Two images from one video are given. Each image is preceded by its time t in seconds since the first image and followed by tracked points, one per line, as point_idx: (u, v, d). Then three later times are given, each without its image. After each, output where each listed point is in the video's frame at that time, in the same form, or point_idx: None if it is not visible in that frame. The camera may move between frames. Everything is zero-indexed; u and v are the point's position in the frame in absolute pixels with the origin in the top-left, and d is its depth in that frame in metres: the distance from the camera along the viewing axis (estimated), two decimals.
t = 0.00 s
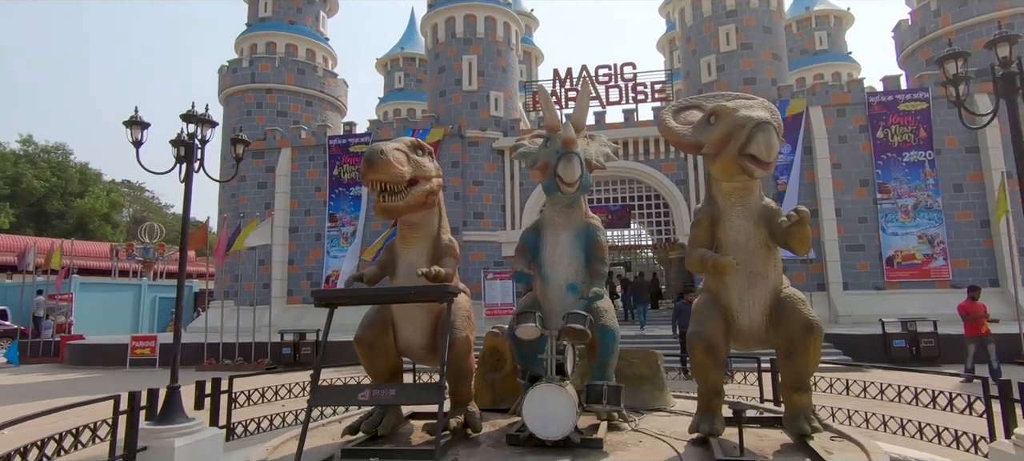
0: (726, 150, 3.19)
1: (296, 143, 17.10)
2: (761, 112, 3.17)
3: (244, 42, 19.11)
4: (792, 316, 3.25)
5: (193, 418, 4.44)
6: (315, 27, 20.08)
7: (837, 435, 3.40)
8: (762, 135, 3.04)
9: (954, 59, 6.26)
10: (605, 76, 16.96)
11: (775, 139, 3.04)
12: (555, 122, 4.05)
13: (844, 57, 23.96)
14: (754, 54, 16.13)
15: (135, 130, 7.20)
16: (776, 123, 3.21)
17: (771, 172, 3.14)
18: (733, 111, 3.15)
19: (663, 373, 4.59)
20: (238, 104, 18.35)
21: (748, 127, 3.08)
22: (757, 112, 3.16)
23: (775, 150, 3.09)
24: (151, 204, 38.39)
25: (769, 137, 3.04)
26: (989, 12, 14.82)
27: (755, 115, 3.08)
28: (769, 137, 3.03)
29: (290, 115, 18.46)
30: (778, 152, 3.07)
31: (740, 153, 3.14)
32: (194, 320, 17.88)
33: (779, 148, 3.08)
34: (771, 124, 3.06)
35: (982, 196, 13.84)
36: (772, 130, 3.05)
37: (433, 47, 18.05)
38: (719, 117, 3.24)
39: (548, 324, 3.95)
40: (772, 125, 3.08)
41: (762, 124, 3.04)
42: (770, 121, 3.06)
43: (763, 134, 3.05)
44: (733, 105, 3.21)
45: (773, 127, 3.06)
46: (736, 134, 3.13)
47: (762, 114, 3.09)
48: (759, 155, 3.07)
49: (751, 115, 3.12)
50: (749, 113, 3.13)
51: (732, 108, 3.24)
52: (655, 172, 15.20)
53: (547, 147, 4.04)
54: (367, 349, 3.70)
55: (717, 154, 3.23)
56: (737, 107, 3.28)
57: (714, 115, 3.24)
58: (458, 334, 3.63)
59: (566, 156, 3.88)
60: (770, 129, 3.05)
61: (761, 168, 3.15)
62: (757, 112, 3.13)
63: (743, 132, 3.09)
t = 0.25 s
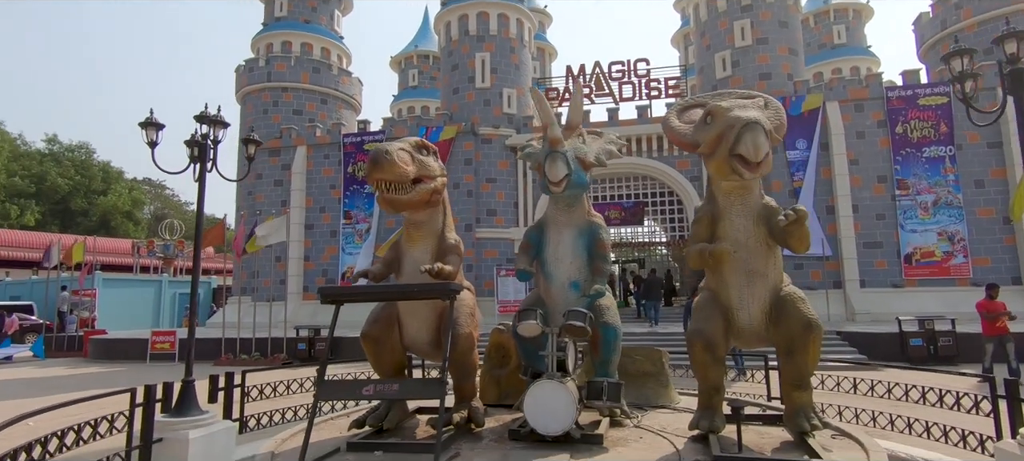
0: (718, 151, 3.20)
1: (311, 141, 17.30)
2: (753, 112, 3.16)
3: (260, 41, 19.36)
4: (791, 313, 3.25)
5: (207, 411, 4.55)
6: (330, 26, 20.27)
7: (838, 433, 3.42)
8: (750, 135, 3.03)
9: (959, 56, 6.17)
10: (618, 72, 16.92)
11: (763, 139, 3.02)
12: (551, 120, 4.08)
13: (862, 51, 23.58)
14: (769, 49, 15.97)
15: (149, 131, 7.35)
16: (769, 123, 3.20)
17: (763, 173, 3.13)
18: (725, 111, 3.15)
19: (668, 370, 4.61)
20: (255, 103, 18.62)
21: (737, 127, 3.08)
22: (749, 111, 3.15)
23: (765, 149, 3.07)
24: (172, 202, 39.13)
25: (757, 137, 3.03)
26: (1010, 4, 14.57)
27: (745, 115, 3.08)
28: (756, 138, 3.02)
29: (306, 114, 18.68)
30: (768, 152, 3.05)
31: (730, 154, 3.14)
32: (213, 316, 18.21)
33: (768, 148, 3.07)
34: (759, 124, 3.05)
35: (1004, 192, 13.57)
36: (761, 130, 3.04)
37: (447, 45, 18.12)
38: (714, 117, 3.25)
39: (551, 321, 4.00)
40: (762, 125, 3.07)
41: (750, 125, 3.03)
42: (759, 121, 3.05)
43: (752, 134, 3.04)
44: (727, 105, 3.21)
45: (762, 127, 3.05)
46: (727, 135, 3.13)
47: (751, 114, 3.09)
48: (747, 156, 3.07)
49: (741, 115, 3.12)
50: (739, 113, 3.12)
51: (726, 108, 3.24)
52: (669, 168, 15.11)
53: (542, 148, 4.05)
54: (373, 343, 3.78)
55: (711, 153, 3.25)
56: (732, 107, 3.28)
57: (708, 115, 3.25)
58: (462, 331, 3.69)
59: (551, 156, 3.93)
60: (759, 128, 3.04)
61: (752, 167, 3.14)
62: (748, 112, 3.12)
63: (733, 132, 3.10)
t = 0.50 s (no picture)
0: (702, 154, 3.20)
1: (323, 140, 17.45)
2: (736, 114, 3.14)
3: (273, 42, 19.56)
4: (786, 314, 3.24)
5: (214, 407, 4.63)
6: (341, 26, 20.41)
7: (836, 434, 3.41)
8: (726, 139, 3.03)
9: (962, 54, 6.09)
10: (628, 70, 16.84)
11: (740, 142, 3.01)
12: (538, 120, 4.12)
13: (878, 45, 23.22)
14: (782, 44, 15.81)
15: (157, 133, 7.45)
16: (753, 124, 3.18)
17: (745, 175, 3.11)
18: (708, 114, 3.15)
19: (669, 369, 4.61)
20: (268, 103, 18.82)
21: (717, 131, 3.08)
22: (732, 114, 3.14)
23: (744, 152, 3.06)
24: (189, 201, 39.74)
25: (733, 140, 3.01)
26: None
27: (724, 118, 3.07)
28: (732, 141, 3.01)
29: (317, 113, 18.84)
30: (746, 154, 3.04)
31: (711, 157, 3.14)
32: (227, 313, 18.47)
33: (747, 150, 3.05)
34: (737, 127, 3.03)
35: None
36: (739, 133, 3.02)
37: (457, 43, 18.16)
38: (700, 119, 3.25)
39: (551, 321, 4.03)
40: (741, 128, 3.05)
41: (726, 128, 3.02)
42: (737, 124, 3.04)
43: (730, 137, 3.03)
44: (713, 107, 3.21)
45: (740, 130, 3.03)
46: (708, 138, 3.14)
47: (730, 117, 3.07)
48: (725, 159, 3.06)
49: (721, 118, 3.11)
50: (720, 115, 3.12)
51: (712, 110, 3.24)
52: (680, 165, 15.01)
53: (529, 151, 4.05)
54: (373, 343, 3.83)
55: (697, 156, 3.25)
56: (719, 108, 3.26)
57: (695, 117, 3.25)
58: (461, 331, 3.73)
59: (536, 156, 4.03)
60: (737, 131, 3.02)
61: (734, 170, 3.13)
62: (729, 115, 3.11)
63: (712, 136, 3.09)
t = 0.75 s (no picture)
0: (689, 152, 3.17)
1: (332, 142, 17.56)
2: (722, 112, 3.10)
3: (282, 45, 19.72)
4: (781, 313, 3.19)
5: (214, 408, 4.67)
6: (350, 28, 20.53)
7: (835, 435, 3.36)
8: (708, 138, 2.99)
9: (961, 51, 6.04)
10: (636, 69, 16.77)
11: (723, 140, 2.98)
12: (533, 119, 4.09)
13: (891, 42, 22.92)
14: (791, 42, 15.65)
15: (159, 136, 7.52)
16: (740, 121, 3.13)
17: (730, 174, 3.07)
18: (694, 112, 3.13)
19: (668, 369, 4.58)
20: (277, 106, 18.97)
21: (700, 129, 3.05)
22: (717, 112, 3.10)
23: (727, 150, 3.02)
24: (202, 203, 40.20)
25: (716, 138, 2.98)
26: None
27: (707, 116, 3.04)
28: (715, 139, 2.98)
29: (326, 115, 18.94)
30: (729, 153, 3.00)
31: (695, 156, 3.12)
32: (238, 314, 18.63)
33: (730, 149, 3.01)
34: (720, 125, 2.99)
35: None
36: (722, 132, 2.98)
37: (464, 44, 18.18)
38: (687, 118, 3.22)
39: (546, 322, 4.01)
40: (725, 125, 3.01)
41: (709, 127, 2.99)
42: (720, 122, 3.00)
43: (713, 135, 3.00)
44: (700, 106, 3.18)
45: (723, 128, 2.99)
46: (692, 137, 3.11)
47: (714, 115, 3.04)
48: (708, 158, 3.03)
49: (706, 116, 3.08)
50: (706, 115, 3.08)
51: (699, 109, 3.21)
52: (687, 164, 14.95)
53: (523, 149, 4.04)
54: (367, 343, 3.85)
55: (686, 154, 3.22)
56: (707, 107, 3.23)
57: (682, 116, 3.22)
58: (454, 331, 3.72)
59: (527, 157, 4.02)
60: (720, 130, 2.99)
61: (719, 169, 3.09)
62: (714, 113, 3.07)
63: (696, 134, 3.07)
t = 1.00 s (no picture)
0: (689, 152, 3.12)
1: (351, 146, 17.73)
2: (723, 110, 3.04)
3: (302, 51, 20.00)
4: (785, 315, 3.11)
5: (223, 408, 4.72)
6: (369, 33, 20.73)
7: (845, 443, 3.25)
8: (707, 136, 2.94)
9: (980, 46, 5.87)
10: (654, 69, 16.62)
11: (722, 138, 2.92)
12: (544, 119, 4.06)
13: (918, 38, 22.36)
14: (813, 40, 15.35)
15: (170, 140, 7.65)
16: (741, 119, 3.06)
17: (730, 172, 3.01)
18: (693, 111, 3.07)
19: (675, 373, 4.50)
20: (297, 110, 19.23)
21: (699, 128, 2.99)
22: (717, 109, 3.04)
23: (727, 149, 2.96)
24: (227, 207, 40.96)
25: (715, 136, 2.92)
26: None
27: (706, 114, 2.98)
28: (714, 138, 2.92)
29: (346, 119, 19.14)
30: (729, 151, 2.94)
31: (695, 155, 3.06)
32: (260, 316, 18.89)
33: (730, 147, 2.95)
34: (720, 123, 2.93)
35: None
36: (721, 130, 2.92)
37: (481, 47, 18.21)
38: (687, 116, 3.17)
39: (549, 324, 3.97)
40: (725, 123, 2.95)
41: (708, 124, 2.93)
42: (720, 120, 2.94)
43: (712, 133, 2.94)
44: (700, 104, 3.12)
45: (723, 126, 2.93)
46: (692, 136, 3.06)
47: (714, 113, 2.98)
48: (707, 156, 2.97)
49: (706, 115, 3.02)
50: (706, 113, 3.03)
51: (700, 107, 3.15)
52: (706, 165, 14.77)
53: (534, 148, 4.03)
54: (369, 345, 3.85)
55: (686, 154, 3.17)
56: (708, 105, 3.17)
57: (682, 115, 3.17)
58: (455, 333, 3.71)
59: (543, 156, 3.94)
60: (719, 127, 2.93)
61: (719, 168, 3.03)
62: (714, 111, 3.01)
63: (695, 133, 3.02)
